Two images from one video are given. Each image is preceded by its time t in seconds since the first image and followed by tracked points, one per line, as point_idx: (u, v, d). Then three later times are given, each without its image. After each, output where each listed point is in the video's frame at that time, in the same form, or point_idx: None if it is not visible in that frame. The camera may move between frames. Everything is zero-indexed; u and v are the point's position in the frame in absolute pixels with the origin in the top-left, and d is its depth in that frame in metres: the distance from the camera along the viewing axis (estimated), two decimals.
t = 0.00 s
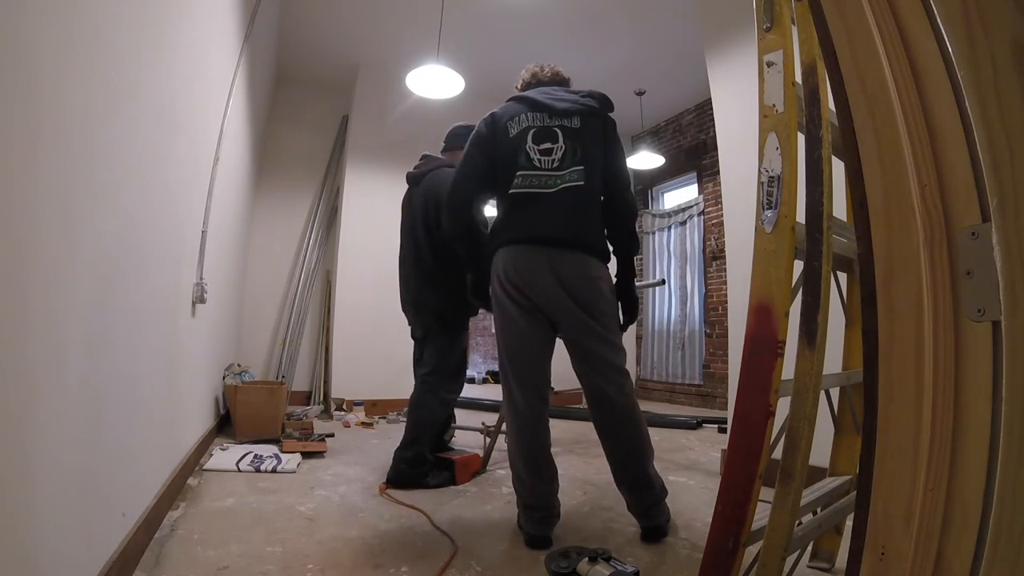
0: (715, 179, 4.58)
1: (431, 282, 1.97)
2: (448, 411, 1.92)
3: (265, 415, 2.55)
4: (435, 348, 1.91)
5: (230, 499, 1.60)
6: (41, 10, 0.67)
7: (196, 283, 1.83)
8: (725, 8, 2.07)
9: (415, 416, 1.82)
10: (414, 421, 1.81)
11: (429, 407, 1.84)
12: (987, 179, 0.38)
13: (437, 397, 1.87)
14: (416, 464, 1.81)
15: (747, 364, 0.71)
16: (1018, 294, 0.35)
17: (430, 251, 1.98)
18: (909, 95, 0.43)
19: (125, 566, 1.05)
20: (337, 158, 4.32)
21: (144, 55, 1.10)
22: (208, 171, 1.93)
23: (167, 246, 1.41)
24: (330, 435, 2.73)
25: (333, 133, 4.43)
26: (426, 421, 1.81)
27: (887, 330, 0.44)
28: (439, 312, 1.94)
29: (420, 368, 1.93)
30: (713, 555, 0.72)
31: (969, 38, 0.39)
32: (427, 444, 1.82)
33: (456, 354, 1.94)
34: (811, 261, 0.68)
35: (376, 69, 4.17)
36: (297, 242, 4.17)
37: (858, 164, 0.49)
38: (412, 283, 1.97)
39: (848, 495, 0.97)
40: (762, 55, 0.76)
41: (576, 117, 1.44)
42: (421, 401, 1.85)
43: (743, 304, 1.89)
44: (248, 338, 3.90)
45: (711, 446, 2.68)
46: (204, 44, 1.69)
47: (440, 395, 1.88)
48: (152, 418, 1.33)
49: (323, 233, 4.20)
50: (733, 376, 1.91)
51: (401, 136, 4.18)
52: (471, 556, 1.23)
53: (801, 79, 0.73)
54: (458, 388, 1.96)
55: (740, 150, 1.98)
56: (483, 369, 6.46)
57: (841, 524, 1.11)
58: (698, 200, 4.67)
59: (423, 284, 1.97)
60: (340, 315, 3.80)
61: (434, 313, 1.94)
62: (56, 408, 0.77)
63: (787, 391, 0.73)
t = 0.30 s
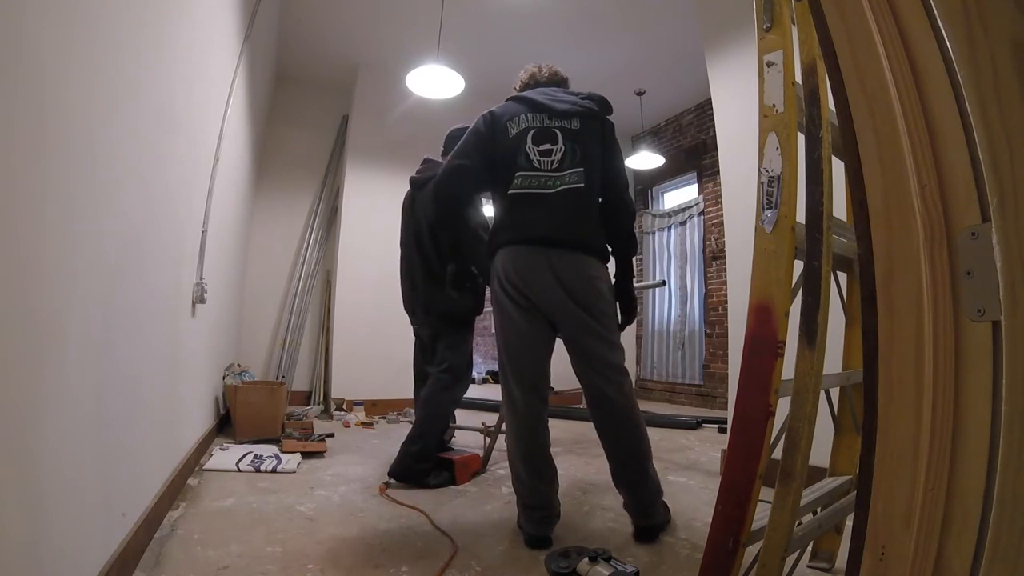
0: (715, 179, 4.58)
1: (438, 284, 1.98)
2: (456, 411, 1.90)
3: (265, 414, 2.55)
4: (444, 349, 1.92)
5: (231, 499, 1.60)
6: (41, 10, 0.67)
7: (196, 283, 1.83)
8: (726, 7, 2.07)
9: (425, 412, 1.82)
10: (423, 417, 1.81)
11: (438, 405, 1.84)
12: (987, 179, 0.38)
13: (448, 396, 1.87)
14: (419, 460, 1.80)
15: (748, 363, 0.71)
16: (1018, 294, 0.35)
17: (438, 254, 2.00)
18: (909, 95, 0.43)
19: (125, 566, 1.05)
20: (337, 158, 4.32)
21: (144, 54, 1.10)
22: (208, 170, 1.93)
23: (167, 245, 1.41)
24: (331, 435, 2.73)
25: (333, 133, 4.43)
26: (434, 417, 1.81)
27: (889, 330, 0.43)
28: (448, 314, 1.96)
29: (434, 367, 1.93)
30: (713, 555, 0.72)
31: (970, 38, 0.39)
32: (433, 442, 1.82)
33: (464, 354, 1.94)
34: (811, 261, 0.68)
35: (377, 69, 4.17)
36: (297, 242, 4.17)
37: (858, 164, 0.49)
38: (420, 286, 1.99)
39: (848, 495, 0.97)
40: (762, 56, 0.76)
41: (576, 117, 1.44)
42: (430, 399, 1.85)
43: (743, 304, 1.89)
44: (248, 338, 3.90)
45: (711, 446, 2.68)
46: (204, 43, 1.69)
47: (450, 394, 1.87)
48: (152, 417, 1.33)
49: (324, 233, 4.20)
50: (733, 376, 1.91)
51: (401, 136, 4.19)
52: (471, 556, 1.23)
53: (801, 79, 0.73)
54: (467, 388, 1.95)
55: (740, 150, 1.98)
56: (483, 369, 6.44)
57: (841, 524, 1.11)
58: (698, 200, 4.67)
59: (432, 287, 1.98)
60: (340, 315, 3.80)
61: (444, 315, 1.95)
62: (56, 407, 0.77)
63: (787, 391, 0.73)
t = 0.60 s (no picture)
0: (715, 179, 4.58)
1: (438, 284, 1.98)
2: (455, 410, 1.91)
3: (265, 414, 2.55)
4: (444, 350, 1.92)
5: (230, 499, 1.60)
6: (41, 10, 0.67)
7: (196, 283, 1.83)
8: (725, 7, 2.07)
9: (425, 411, 1.83)
10: (422, 417, 1.82)
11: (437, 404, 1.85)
12: (987, 179, 0.38)
13: (447, 394, 1.87)
14: (421, 459, 1.81)
15: (748, 363, 0.71)
16: (1018, 294, 0.35)
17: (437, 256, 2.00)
18: (908, 95, 0.43)
19: (125, 566, 1.05)
20: (337, 158, 4.32)
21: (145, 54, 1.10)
22: (208, 170, 1.93)
23: (167, 245, 1.41)
24: (331, 435, 2.73)
25: (333, 133, 4.42)
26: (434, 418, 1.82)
27: (889, 330, 0.43)
28: (450, 315, 1.95)
29: (433, 365, 1.93)
30: (713, 556, 0.71)
31: (970, 38, 0.39)
32: (433, 442, 1.82)
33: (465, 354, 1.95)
34: (811, 260, 0.68)
35: (376, 69, 4.17)
36: (297, 242, 4.17)
37: (858, 164, 0.49)
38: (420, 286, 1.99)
39: (848, 495, 0.97)
40: (762, 56, 0.76)
41: (576, 117, 1.44)
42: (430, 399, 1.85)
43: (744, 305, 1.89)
44: (248, 337, 3.90)
45: (711, 446, 2.68)
46: (204, 43, 1.68)
47: (450, 393, 1.88)
48: (152, 417, 1.33)
49: (324, 233, 4.20)
50: (733, 376, 1.91)
51: (401, 136, 4.19)
52: (472, 556, 1.23)
53: (801, 79, 0.73)
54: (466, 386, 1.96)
55: (740, 150, 1.98)
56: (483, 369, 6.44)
57: (841, 524, 1.11)
58: (698, 200, 4.67)
59: (433, 288, 1.97)
60: (340, 315, 3.80)
61: (446, 315, 1.95)
62: (56, 406, 0.77)
63: (787, 391, 0.73)
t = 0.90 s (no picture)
0: (715, 179, 4.58)
1: (437, 283, 1.97)
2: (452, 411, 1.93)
3: (266, 415, 2.55)
4: (443, 350, 1.92)
5: (230, 499, 1.60)
6: (41, 10, 0.67)
7: (196, 283, 1.83)
8: (724, 8, 2.07)
9: (423, 411, 1.83)
10: (420, 417, 1.82)
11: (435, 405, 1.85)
12: (987, 178, 0.38)
13: (444, 394, 1.88)
14: (421, 459, 1.81)
15: (747, 364, 0.71)
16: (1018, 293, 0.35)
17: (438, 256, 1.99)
18: (908, 94, 0.43)
19: (125, 566, 1.05)
20: (337, 158, 4.32)
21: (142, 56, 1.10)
22: (208, 170, 1.92)
23: (167, 246, 1.41)
24: (331, 435, 2.73)
25: (333, 133, 4.42)
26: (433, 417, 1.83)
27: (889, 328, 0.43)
28: (449, 314, 1.95)
29: (430, 365, 1.93)
30: (713, 556, 0.71)
31: (969, 40, 0.39)
32: (431, 442, 1.83)
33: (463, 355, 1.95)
34: (811, 260, 0.68)
35: (376, 69, 4.17)
36: (297, 241, 4.17)
37: (858, 164, 0.49)
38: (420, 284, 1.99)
39: (848, 495, 0.97)
40: (762, 56, 0.76)
41: (592, 124, 1.45)
42: (429, 400, 1.85)
43: (744, 305, 1.89)
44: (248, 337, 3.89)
45: (711, 446, 2.68)
46: (204, 42, 1.68)
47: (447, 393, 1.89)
48: (151, 417, 1.33)
49: (324, 233, 4.20)
50: (733, 376, 1.91)
51: (400, 136, 4.19)
52: (472, 556, 1.23)
53: (801, 79, 0.73)
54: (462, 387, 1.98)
55: (740, 150, 1.98)
56: (483, 368, 6.44)
57: (841, 524, 1.11)
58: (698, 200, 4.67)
59: (433, 288, 1.97)
60: (340, 315, 3.80)
61: (445, 315, 1.94)
62: (56, 404, 0.77)
63: (787, 392, 0.73)
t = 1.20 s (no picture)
0: (715, 179, 4.59)
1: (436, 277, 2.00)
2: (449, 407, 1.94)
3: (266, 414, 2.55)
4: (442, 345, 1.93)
5: (231, 499, 1.60)
6: (40, 10, 0.67)
7: (196, 283, 1.83)
8: (724, 8, 2.07)
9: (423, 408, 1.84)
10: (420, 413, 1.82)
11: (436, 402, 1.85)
12: (987, 179, 0.38)
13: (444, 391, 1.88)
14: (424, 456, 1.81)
15: (748, 364, 0.71)
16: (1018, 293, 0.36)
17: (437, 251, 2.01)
18: (908, 94, 0.43)
19: (125, 567, 1.05)
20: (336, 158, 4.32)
21: (141, 56, 1.10)
22: (208, 170, 1.92)
23: (167, 246, 1.41)
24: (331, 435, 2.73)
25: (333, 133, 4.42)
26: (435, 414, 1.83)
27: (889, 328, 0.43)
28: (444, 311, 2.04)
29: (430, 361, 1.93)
30: (713, 557, 0.71)
31: (970, 42, 0.39)
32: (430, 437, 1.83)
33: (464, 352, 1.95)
34: (811, 260, 0.68)
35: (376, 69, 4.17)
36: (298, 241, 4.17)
37: (857, 164, 0.49)
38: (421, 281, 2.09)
39: (849, 495, 0.97)
40: (762, 55, 0.75)
41: (532, 144, 1.67)
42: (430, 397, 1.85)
43: (744, 305, 1.89)
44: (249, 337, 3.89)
45: (711, 446, 2.68)
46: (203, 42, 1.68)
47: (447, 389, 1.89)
48: (151, 417, 1.33)
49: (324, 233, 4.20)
50: (733, 376, 1.92)
51: (400, 136, 4.19)
52: (472, 556, 1.23)
53: (801, 79, 0.73)
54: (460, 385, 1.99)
55: (740, 150, 1.98)
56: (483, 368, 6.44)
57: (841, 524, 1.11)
58: (698, 200, 4.67)
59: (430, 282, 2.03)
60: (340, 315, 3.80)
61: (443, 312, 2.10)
62: (56, 404, 0.77)
63: (787, 392, 0.73)
